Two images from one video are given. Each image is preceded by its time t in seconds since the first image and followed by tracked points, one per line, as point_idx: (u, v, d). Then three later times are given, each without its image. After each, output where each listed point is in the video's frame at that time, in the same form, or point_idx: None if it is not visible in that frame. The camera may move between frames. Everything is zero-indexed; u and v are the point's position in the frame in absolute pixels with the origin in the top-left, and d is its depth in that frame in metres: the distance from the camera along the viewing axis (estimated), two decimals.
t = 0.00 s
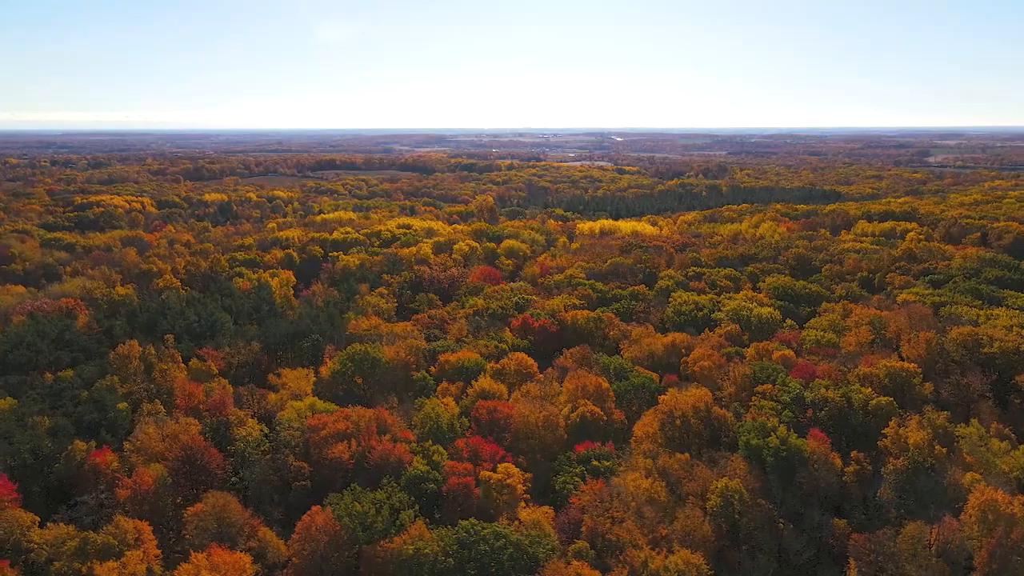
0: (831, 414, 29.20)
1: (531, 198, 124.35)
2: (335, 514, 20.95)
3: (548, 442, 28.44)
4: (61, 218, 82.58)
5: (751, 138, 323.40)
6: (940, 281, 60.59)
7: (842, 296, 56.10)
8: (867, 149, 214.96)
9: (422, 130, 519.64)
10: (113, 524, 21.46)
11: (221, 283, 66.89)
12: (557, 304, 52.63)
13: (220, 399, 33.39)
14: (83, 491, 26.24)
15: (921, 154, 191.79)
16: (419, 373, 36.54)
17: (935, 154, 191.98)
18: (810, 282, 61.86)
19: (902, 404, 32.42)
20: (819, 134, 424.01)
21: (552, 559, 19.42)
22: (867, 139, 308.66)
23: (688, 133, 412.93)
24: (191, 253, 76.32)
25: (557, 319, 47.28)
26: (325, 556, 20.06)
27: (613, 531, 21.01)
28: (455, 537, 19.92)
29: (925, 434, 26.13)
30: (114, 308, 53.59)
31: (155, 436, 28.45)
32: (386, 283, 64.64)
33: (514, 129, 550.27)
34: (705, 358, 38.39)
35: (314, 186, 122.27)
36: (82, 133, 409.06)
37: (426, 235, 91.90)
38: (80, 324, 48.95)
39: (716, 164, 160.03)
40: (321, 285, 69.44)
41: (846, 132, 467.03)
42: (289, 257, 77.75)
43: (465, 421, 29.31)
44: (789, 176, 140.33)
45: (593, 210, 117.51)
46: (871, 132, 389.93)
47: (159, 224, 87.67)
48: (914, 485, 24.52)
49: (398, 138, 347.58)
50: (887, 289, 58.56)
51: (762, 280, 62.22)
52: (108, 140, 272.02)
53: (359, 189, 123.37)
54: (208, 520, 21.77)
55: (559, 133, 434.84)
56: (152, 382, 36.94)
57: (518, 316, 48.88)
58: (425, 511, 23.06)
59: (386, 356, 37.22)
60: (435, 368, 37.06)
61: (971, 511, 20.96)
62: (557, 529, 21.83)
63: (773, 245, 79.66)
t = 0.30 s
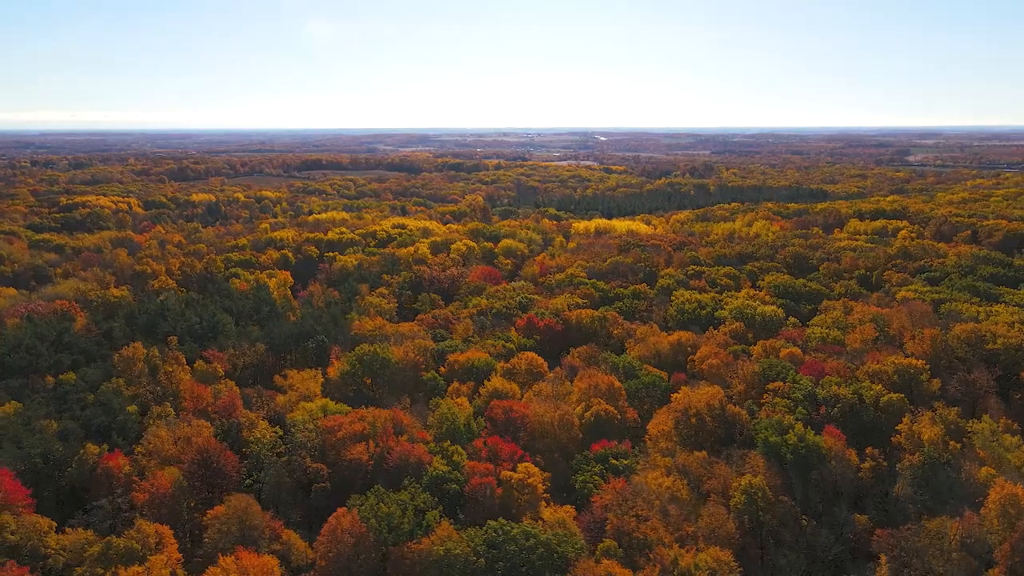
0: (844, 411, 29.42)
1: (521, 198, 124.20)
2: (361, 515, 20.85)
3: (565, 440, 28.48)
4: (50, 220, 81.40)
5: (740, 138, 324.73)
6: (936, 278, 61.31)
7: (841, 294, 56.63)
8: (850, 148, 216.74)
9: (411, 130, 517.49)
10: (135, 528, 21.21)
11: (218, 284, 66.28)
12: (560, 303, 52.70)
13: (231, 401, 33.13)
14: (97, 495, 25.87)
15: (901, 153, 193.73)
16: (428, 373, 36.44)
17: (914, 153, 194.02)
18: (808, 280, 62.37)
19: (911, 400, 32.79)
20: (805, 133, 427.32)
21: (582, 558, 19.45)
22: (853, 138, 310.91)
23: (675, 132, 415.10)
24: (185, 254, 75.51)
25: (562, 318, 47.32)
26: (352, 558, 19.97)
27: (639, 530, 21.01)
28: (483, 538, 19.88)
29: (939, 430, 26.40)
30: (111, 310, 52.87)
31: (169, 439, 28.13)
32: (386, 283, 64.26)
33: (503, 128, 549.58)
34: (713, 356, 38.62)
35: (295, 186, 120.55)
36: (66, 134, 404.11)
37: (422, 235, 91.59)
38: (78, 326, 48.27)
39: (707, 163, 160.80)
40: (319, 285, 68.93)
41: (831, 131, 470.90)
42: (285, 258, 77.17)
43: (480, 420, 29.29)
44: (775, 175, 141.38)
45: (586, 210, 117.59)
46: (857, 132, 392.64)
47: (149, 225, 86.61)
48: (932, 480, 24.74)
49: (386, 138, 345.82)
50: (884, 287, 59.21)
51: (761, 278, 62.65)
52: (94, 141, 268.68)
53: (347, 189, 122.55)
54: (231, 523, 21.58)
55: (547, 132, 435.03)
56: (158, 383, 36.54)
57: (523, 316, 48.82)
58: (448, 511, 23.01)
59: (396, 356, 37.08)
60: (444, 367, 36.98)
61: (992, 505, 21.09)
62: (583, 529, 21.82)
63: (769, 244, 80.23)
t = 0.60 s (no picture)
0: (855, 407, 29.69)
1: (513, 198, 123.85)
2: (385, 516, 20.74)
3: (580, 439, 28.53)
4: (37, 221, 80.22)
5: (726, 137, 325.19)
6: (932, 277, 61.98)
7: (840, 292, 57.09)
8: (832, 147, 218.08)
9: (398, 129, 514.58)
10: (156, 531, 21.00)
11: (216, 285, 65.75)
12: (563, 302, 52.76)
13: (240, 403, 32.91)
14: (113, 499, 25.59)
15: (886, 151, 195.97)
16: (438, 373, 36.35)
17: (894, 152, 195.87)
18: (806, 278, 62.83)
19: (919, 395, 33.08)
20: (793, 131, 430.63)
21: (609, 556, 19.48)
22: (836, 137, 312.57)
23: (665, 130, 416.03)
24: (178, 254, 74.74)
25: (566, 317, 47.37)
26: (377, 560, 19.81)
27: (665, 528, 21.05)
28: (510, 538, 19.82)
29: (951, 426, 26.66)
30: (107, 312, 52.24)
31: (182, 441, 27.85)
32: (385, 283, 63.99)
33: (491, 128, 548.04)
34: (720, 354, 38.82)
35: (291, 186, 120.23)
36: (33, 133, 396.00)
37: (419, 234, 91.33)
38: (77, 327, 47.69)
39: (696, 162, 161.43)
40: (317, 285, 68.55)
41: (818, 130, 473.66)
42: (281, 258, 76.71)
43: (495, 420, 29.27)
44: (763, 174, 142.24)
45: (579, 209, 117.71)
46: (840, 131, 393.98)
47: (138, 225, 85.62)
48: (948, 473, 24.93)
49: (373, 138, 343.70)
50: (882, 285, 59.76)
51: (760, 277, 63.05)
52: (74, 141, 263.54)
53: (336, 189, 121.83)
54: (252, 525, 21.44)
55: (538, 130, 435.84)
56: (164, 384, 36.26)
57: (529, 315, 48.77)
58: (470, 511, 22.95)
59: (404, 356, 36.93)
60: (453, 367, 36.91)
61: (1011, 500, 21.22)
62: (606, 528, 21.86)
63: (765, 242, 80.70)
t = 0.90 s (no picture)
0: (866, 404, 29.98)
1: (502, 197, 123.97)
2: (412, 517, 20.64)
3: (595, 438, 28.63)
4: (25, 222, 79.08)
5: (712, 137, 326.64)
6: (928, 275, 62.67)
7: (838, 290, 57.54)
8: (816, 147, 219.86)
9: (386, 129, 511.75)
10: (180, 534, 20.80)
11: (213, 285, 65.20)
12: (566, 301, 52.82)
13: (251, 404, 32.71)
14: (129, 503, 25.32)
15: (872, 150, 197.98)
16: (448, 372, 36.27)
17: (875, 151, 197.72)
18: (805, 276, 63.27)
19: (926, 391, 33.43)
20: (776, 131, 433.45)
21: (639, 554, 19.49)
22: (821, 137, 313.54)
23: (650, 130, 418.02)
24: (172, 255, 73.99)
25: (571, 316, 47.43)
26: (406, 561, 19.69)
27: (692, 526, 21.08)
28: (539, 536, 19.82)
29: (964, 422, 26.95)
30: (104, 314, 51.62)
31: (197, 444, 27.56)
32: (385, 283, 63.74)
33: (480, 127, 547.08)
34: (728, 352, 39.06)
35: (269, 186, 118.59)
36: (15, 133, 390.72)
37: (415, 234, 90.96)
38: (76, 329, 47.05)
39: (686, 162, 162.22)
40: (316, 286, 68.18)
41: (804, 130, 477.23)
42: (277, 258, 76.19)
43: (511, 418, 29.28)
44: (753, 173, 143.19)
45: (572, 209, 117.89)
46: (827, 130, 395.00)
47: (128, 226, 84.67)
48: (966, 468, 25.15)
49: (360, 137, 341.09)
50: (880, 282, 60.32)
51: (758, 275, 63.47)
52: (53, 142, 259.61)
53: (327, 189, 121.16)
54: (277, 527, 21.33)
55: (523, 132, 436.97)
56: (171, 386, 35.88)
57: (533, 314, 48.79)
58: (493, 510, 22.94)
59: (414, 356, 36.75)
60: (463, 367, 36.83)
61: None
62: (632, 526, 21.91)
63: (761, 241, 81.13)
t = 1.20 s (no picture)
0: (877, 401, 30.22)
1: (491, 194, 124.03)
2: (437, 518, 20.58)
3: (610, 436, 28.65)
4: (15, 222, 77.89)
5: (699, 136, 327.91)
6: (925, 273, 63.28)
7: (838, 288, 57.96)
8: (799, 145, 221.80)
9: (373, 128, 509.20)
10: (203, 538, 20.65)
11: (211, 286, 64.63)
12: (569, 300, 52.84)
13: (261, 405, 32.47)
14: (145, 507, 25.07)
15: (860, 150, 199.65)
16: (458, 372, 36.15)
17: (858, 149, 199.72)
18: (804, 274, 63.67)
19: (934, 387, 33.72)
20: (764, 130, 435.45)
21: (666, 553, 19.55)
22: (805, 138, 314.45)
23: (640, 130, 419.25)
24: (168, 256, 73.25)
25: (576, 315, 47.45)
26: (433, 562, 19.59)
27: (717, 524, 21.14)
28: (565, 536, 19.83)
29: (975, 418, 27.22)
30: (102, 316, 50.97)
31: (211, 447, 27.33)
32: (385, 283, 63.43)
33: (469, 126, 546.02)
34: (735, 350, 39.22)
35: (266, 186, 118.58)
36: None
37: (412, 233, 90.64)
38: (75, 330, 46.46)
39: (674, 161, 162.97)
40: (315, 286, 67.76)
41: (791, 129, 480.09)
42: (273, 258, 75.61)
43: (526, 418, 29.24)
44: (745, 172, 143.96)
45: (565, 208, 117.97)
46: (813, 130, 395.10)
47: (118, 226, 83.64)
48: (981, 465, 25.38)
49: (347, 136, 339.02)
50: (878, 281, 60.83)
51: (758, 274, 63.81)
52: (36, 142, 256.10)
53: (321, 189, 120.46)
54: (300, 529, 21.21)
55: (512, 131, 437.33)
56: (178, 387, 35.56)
57: (538, 314, 48.78)
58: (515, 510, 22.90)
59: (423, 356, 36.59)
60: (473, 367, 36.73)
61: None
62: (655, 525, 21.97)
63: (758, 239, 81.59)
